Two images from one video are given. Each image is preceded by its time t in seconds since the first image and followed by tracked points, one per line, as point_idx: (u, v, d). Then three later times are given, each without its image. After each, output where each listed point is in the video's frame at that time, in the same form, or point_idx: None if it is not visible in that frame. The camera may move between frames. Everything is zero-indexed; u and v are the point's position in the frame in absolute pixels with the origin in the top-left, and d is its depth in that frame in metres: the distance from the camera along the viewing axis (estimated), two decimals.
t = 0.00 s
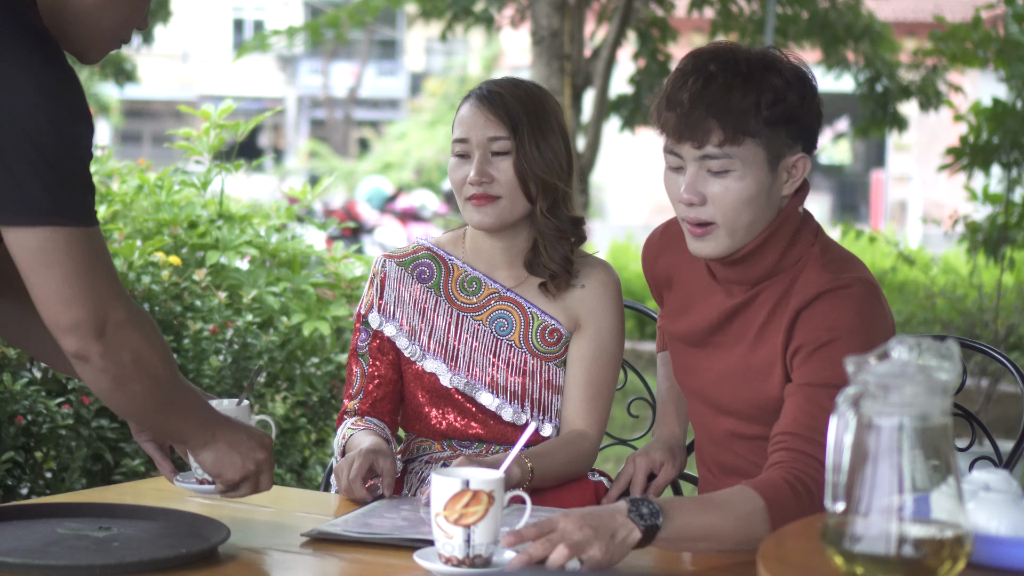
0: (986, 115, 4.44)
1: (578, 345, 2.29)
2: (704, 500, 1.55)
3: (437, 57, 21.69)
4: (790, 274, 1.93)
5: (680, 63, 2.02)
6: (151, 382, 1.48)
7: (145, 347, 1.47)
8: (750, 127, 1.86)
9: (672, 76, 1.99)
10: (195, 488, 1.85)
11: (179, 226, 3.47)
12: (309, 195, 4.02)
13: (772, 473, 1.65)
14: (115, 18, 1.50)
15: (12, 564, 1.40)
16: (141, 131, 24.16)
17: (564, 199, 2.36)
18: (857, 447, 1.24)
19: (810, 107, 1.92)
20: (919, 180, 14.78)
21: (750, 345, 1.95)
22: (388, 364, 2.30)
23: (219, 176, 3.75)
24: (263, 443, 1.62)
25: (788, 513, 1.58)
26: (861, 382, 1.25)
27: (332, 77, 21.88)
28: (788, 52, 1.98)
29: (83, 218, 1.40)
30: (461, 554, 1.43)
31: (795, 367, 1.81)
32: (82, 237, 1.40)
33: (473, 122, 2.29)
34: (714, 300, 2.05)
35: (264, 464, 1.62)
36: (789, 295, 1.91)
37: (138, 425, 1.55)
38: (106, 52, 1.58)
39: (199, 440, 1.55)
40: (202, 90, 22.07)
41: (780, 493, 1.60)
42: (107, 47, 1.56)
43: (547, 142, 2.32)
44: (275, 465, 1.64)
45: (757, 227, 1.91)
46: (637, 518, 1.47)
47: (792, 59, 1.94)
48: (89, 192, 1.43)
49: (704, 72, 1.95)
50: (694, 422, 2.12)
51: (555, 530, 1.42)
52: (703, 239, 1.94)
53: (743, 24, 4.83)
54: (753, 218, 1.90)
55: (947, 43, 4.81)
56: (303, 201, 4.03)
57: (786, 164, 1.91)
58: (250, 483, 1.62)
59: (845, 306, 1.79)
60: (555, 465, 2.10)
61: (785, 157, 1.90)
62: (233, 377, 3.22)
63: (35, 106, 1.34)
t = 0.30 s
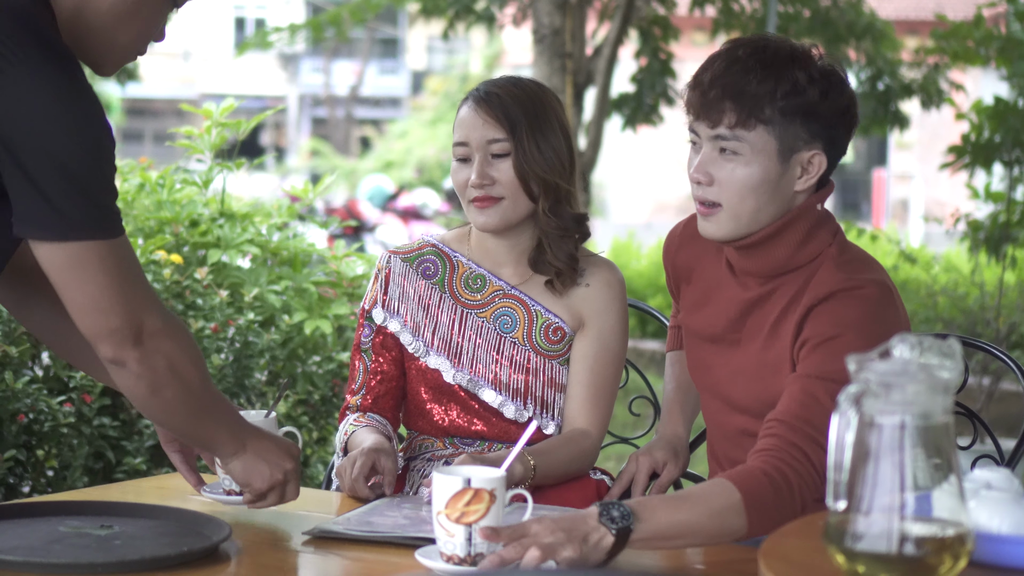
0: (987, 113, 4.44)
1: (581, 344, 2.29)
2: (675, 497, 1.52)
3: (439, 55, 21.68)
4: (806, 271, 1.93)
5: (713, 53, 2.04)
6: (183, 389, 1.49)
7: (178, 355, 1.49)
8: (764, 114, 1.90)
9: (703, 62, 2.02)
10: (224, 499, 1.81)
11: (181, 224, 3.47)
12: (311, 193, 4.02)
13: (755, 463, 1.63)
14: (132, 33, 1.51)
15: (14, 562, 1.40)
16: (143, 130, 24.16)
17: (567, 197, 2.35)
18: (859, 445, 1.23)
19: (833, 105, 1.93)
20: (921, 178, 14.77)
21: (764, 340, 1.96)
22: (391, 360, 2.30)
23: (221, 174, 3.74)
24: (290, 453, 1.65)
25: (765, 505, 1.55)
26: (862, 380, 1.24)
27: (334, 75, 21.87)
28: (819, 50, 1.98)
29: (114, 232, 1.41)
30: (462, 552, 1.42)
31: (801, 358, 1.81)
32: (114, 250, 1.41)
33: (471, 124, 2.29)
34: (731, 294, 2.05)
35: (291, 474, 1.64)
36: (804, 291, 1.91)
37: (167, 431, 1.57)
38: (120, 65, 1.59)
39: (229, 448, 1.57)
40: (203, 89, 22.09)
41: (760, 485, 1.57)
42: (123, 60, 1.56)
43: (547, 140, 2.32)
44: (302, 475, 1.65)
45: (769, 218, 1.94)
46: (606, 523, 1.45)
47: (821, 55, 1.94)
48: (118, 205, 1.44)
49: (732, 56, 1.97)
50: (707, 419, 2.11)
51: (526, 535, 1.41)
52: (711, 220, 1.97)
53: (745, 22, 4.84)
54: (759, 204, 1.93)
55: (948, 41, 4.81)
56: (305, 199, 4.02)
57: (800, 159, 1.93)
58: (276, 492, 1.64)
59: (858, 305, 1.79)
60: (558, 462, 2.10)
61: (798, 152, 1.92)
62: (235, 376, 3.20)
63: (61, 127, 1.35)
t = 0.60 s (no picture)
0: (988, 112, 4.43)
1: (583, 343, 2.29)
2: (669, 498, 1.51)
3: (439, 55, 21.68)
4: (820, 271, 1.93)
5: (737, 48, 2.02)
6: (191, 390, 1.50)
7: (189, 357, 1.50)
8: (781, 108, 1.89)
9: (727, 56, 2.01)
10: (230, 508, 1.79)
11: (182, 224, 3.47)
12: (312, 192, 4.02)
13: (753, 459, 1.62)
14: (142, 43, 1.51)
15: (15, 561, 1.40)
16: (144, 128, 24.16)
17: (568, 196, 2.35)
18: (860, 444, 1.23)
19: (851, 105, 1.91)
20: (922, 177, 14.77)
21: (776, 340, 1.96)
22: (392, 359, 2.30)
23: (222, 173, 3.74)
24: (299, 462, 1.67)
25: (764, 502, 1.55)
26: (862, 379, 1.23)
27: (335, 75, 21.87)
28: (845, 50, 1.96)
29: (124, 236, 1.42)
30: (463, 552, 1.43)
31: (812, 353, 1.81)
32: (123, 254, 1.42)
33: (468, 127, 2.29)
34: (743, 293, 2.06)
35: (298, 483, 1.66)
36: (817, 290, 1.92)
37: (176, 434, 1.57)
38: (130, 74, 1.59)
39: (237, 455, 1.57)
40: (204, 88, 22.10)
41: (757, 482, 1.56)
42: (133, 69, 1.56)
43: (546, 138, 2.31)
44: (309, 484, 1.67)
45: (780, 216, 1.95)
46: (603, 526, 1.45)
47: (844, 55, 1.92)
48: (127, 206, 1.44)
49: (755, 49, 1.96)
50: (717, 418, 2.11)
51: (524, 537, 1.40)
52: (720, 208, 1.98)
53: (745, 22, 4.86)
54: (768, 199, 1.92)
55: (950, 40, 4.79)
56: (306, 198, 4.02)
57: (814, 157, 1.91)
58: (283, 501, 1.66)
59: (871, 305, 1.80)
60: (560, 461, 2.11)
61: (812, 150, 1.91)
62: (236, 376, 3.19)
63: (71, 135, 1.35)
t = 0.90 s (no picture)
0: (989, 112, 4.43)
1: (584, 342, 2.29)
2: (665, 497, 1.51)
3: (441, 54, 21.67)
4: (833, 274, 1.93)
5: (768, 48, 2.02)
6: (193, 388, 1.51)
7: (191, 355, 1.51)
8: (805, 107, 1.89)
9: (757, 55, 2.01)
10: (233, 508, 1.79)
11: (184, 224, 3.47)
12: (313, 192, 4.02)
13: (753, 455, 1.62)
14: (146, 47, 1.51)
15: (17, 561, 1.40)
16: (145, 128, 24.16)
17: (569, 197, 2.34)
18: (861, 444, 1.23)
19: (876, 111, 1.90)
20: (923, 177, 14.77)
21: (787, 341, 1.96)
22: (394, 358, 2.30)
23: (223, 173, 3.74)
24: (302, 465, 1.66)
25: (764, 500, 1.54)
26: (863, 379, 1.24)
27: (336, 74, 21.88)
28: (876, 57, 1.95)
29: (128, 235, 1.42)
30: (464, 552, 1.43)
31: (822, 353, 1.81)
32: (128, 252, 1.42)
33: (468, 130, 2.28)
34: (755, 293, 2.05)
35: (301, 486, 1.66)
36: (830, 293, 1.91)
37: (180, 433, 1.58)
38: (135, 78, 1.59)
39: (240, 456, 1.57)
40: (205, 87, 22.12)
41: (756, 477, 1.56)
42: (138, 73, 1.57)
43: (546, 137, 2.30)
44: (312, 487, 1.68)
45: (793, 216, 1.95)
46: (601, 526, 1.44)
47: (874, 60, 1.91)
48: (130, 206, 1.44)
49: (785, 50, 1.95)
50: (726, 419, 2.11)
51: (523, 537, 1.40)
52: (735, 202, 2.00)
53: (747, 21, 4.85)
54: (783, 197, 1.93)
55: (951, 40, 4.80)
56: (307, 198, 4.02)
57: (833, 160, 1.91)
58: (286, 503, 1.67)
59: (884, 310, 1.80)
60: (562, 460, 2.11)
61: (832, 152, 1.90)
62: (237, 375, 3.20)
63: (71, 136, 1.35)
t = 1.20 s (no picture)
0: (990, 113, 4.43)
1: (583, 342, 2.28)
2: (666, 499, 1.51)
3: (442, 55, 21.69)
4: (839, 276, 1.93)
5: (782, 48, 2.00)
6: (194, 385, 1.51)
7: (192, 352, 1.51)
8: (818, 111, 1.88)
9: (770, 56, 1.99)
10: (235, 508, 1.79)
11: (185, 224, 3.47)
12: (314, 192, 4.02)
13: (753, 458, 1.62)
14: (145, 46, 1.51)
15: (19, 562, 1.41)
16: (146, 128, 24.17)
17: (569, 199, 2.35)
18: (862, 445, 1.23)
19: (889, 118, 1.89)
20: (924, 177, 14.77)
21: (792, 344, 1.96)
22: (393, 359, 2.30)
23: (224, 173, 3.74)
24: (303, 465, 1.66)
25: (764, 503, 1.54)
26: (865, 379, 1.24)
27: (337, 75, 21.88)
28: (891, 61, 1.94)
29: (129, 233, 1.42)
30: (465, 552, 1.43)
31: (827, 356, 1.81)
32: (129, 250, 1.42)
33: (467, 131, 2.28)
34: (760, 295, 2.05)
35: (301, 485, 1.66)
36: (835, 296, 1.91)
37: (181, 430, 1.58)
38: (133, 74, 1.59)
39: (240, 454, 1.57)
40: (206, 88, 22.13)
41: (757, 480, 1.56)
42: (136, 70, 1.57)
43: (545, 137, 2.30)
44: (312, 487, 1.67)
45: (800, 220, 1.95)
46: (602, 529, 1.45)
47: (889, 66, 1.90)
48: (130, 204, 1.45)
49: (799, 52, 1.94)
50: (730, 421, 2.12)
51: (525, 537, 1.41)
52: (742, 203, 1.99)
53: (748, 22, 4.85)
54: (792, 201, 1.93)
55: (952, 41, 4.80)
56: (308, 199, 4.02)
57: (844, 165, 1.90)
58: (286, 503, 1.66)
59: (891, 314, 1.80)
60: (561, 460, 2.11)
61: (844, 157, 1.90)
62: (238, 376, 3.21)
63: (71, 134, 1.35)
